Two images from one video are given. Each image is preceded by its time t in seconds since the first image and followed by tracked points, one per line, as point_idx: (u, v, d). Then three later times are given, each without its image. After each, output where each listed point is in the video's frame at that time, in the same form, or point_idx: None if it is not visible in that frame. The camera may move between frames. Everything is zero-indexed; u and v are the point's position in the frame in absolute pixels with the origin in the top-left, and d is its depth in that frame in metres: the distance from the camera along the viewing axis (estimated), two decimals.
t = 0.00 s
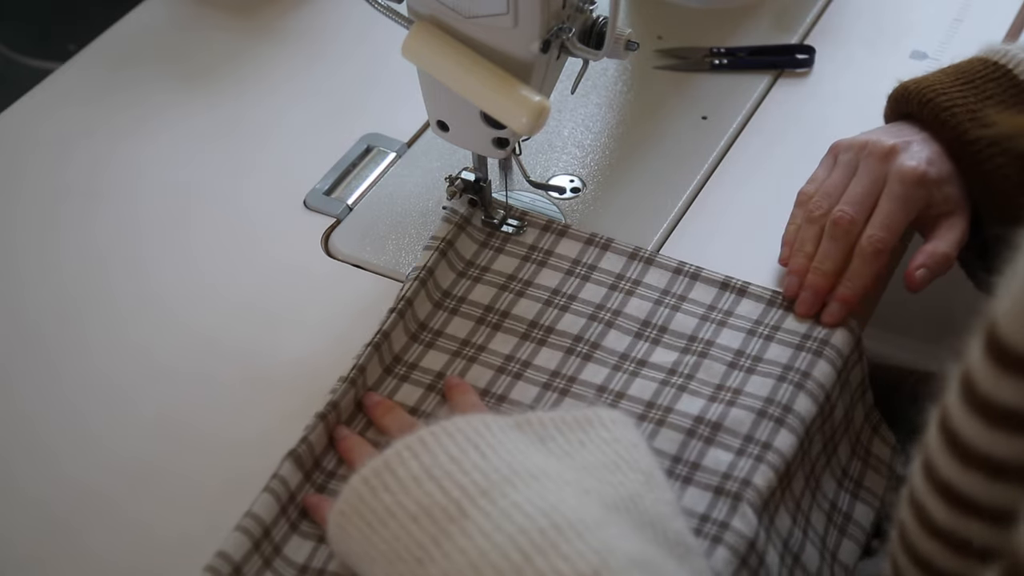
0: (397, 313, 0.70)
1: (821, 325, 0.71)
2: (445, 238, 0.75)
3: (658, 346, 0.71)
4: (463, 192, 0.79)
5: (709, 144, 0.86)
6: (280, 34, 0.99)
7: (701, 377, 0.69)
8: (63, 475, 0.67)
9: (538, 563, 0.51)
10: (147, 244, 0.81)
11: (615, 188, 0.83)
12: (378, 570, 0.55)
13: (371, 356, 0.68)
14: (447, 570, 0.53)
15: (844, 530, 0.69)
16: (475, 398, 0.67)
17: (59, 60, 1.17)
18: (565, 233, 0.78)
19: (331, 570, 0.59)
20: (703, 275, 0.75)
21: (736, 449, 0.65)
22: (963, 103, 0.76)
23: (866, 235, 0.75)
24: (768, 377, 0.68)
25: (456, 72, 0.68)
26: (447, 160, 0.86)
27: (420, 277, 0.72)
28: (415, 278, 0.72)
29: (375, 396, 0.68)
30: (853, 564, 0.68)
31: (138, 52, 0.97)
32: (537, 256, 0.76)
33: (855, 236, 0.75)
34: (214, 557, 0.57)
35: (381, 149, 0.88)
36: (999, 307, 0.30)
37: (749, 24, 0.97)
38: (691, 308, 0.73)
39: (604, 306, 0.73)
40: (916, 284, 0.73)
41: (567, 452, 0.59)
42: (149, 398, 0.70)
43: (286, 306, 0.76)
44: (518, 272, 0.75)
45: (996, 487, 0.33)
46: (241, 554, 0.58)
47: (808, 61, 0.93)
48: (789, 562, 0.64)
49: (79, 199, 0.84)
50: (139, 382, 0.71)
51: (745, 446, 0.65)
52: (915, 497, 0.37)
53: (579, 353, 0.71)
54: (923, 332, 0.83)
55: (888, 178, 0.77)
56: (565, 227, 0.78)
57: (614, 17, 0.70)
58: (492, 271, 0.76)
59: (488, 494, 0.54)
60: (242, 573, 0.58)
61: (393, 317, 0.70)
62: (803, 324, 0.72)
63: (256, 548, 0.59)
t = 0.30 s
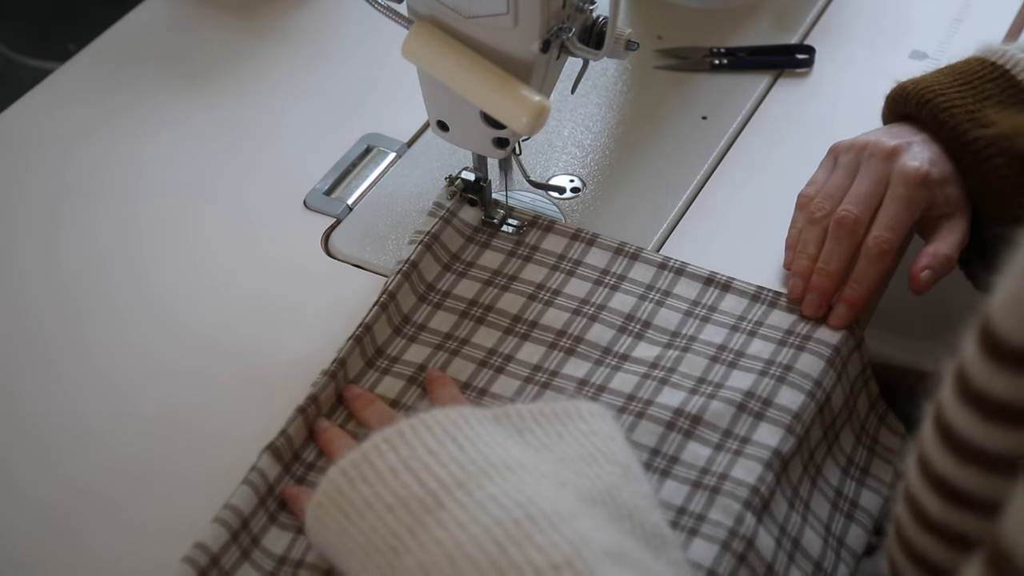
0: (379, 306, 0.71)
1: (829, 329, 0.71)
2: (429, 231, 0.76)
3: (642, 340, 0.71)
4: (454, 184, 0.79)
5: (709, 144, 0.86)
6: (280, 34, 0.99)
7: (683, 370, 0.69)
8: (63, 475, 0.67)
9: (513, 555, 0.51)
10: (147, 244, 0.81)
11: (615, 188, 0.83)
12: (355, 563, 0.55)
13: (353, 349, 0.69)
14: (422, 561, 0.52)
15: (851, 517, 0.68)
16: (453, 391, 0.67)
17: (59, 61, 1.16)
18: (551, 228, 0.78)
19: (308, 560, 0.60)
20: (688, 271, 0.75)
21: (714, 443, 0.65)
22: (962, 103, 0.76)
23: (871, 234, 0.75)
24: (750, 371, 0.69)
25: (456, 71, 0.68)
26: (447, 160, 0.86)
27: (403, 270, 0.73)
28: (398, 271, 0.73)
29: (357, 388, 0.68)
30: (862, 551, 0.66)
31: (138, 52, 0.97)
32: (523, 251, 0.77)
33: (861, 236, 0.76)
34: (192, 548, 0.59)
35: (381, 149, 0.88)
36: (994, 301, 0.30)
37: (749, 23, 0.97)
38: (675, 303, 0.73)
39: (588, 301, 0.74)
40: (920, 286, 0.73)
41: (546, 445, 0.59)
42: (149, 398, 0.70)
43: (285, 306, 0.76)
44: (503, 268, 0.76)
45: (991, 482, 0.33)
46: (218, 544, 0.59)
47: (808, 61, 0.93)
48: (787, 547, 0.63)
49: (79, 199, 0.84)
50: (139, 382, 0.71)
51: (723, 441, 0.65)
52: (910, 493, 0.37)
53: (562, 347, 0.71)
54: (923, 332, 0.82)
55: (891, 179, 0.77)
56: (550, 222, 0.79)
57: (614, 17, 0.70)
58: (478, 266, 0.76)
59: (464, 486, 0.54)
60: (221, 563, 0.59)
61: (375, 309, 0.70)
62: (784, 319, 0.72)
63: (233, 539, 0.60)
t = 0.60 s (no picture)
0: (357, 299, 0.72)
1: (828, 326, 0.72)
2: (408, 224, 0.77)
3: (618, 330, 0.73)
4: (435, 177, 0.80)
5: (709, 144, 0.86)
6: (280, 34, 0.99)
7: (658, 362, 0.71)
8: (64, 475, 0.67)
9: (487, 543, 0.53)
10: (147, 244, 0.81)
11: (615, 188, 0.83)
12: (332, 552, 0.56)
13: (331, 342, 0.70)
14: (398, 550, 0.54)
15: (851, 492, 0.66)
16: (431, 383, 0.68)
17: (59, 61, 1.17)
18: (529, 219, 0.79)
19: (285, 551, 0.61)
20: (663, 262, 0.76)
21: (690, 432, 0.66)
22: (959, 102, 0.77)
23: (870, 233, 0.75)
24: (724, 364, 0.70)
25: (456, 71, 0.68)
26: (447, 160, 0.86)
27: (381, 263, 0.74)
28: (377, 264, 0.74)
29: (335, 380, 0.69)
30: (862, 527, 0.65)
31: (138, 52, 0.97)
32: (500, 243, 0.78)
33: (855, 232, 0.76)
34: (170, 539, 0.60)
35: (381, 149, 0.88)
36: (991, 295, 0.30)
37: (749, 23, 0.97)
38: (651, 294, 0.74)
39: (565, 293, 0.75)
40: (917, 281, 0.73)
41: (524, 437, 0.61)
42: (149, 398, 0.70)
43: (285, 306, 0.76)
44: (481, 260, 0.77)
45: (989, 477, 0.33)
46: (196, 536, 0.60)
47: (808, 61, 0.93)
48: (782, 523, 0.63)
49: (80, 199, 0.84)
50: (139, 382, 0.71)
51: (699, 430, 0.67)
52: (907, 489, 0.37)
53: (539, 339, 0.72)
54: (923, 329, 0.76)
55: (888, 176, 0.77)
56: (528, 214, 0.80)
57: (614, 17, 0.70)
58: (455, 259, 0.77)
59: (441, 476, 0.56)
60: (198, 554, 0.60)
61: (353, 302, 0.71)
62: (759, 310, 0.73)
63: (211, 530, 0.61)
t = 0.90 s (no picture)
0: (334, 290, 0.73)
1: (823, 325, 0.72)
2: (385, 216, 0.78)
3: (593, 321, 0.74)
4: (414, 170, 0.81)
5: (709, 144, 0.86)
6: (280, 34, 0.99)
7: (632, 352, 0.72)
8: (66, 474, 0.67)
9: (455, 530, 0.53)
10: (148, 245, 0.81)
11: (615, 188, 0.83)
12: (302, 542, 0.57)
13: (307, 333, 0.71)
14: (366, 537, 0.54)
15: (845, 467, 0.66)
16: (406, 373, 0.70)
17: (59, 61, 1.17)
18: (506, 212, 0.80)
19: (257, 540, 0.62)
20: (640, 255, 0.77)
21: (662, 423, 0.68)
22: (956, 102, 0.76)
23: (864, 233, 0.75)
24: (697, 356, 0.71)
25: (456, 71, 0.68)
26: (447, 160, 0.86)
27: (358, 255, 0.75)
28: (354, 257, 0.75)
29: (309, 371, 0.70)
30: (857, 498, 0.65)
31: (138, 52, 0.97)
32: (477, 236, 0.79)
33: (849, 231, 0.76)
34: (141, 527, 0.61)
35: (381, 149, 0.88)
36: (987, 290, 0.30)
37: (749, 23, 0.97)
38: (626, 287, 0.75)
39: (541, 286, 0.76)
40: (911, 281, 0.73)
41: (495, 428, 0.62)
42: (149, 398, 0.71)
43: (286, 306, 0.76)
44: (458, 253, 0.78)
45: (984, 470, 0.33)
46: (169, 524, 0.61)
47: (808, 61, 0.93)
48: (760, 503, 0.64)
49: (80, 199, 0.84)
50: (139, 383, 0.72)
51: (671, 421, 0.68)
52: (903, 485, 0.37)
53: (514, 331, 0.73)
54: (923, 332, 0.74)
55: (881, 175, 0.77)
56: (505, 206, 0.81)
57: (615, 17, 0.70)
58: (433, 251, 0.78)
59: (411, 466, 0.56)
60: (170, 543, 0.61)
61: (329, 294, 0.73)
62: (734, 302, 0.74)
63: (184, 519, 0.62)
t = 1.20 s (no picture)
0: (309, 282, 0.73)
1: (816, 323, 0.72)
2: (362, 209, 0.78)
3: (567, 313, 0.74)
4: (392, 164, 0.82)
5: (709, 144, 0.86)
6: (280, 35, 0.99)
7: (604, 341, 0.72)
8: (65, 474, 0.67)
9: (421, 514, 0.53)
10: (148, 245, 0.81)
11: (615, 188, 0.83)
12: (271, 529, 0.57)
13: (281, 323, 0.71)
14: (334, 524, 0.55)
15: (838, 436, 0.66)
16: (378, 363, 0.70)
17: (59, 61, 1.17)
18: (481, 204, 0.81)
19: (226, 528, 0.62)
20: (615, 247, 0.77)
21: (632, 414, 0.68)
22: (952, 101, 0.76)
23: (857, 232, 0.75)
24: (669, 346, 0.71)
25: (456, 71, 0.68)
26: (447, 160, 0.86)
27: (334, 246, 0.75)
28: (330, 248, 0.75)
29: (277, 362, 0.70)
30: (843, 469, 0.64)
31: (139, 52, 0.97)
32: (453, 229, 0.79)
33: (842, 230, 0.76)
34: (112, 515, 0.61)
35: (381, 149, 0.88)
36: (984, 287, 0.29)
37: (749, 23, 0.97)
38: (601, 280, 0.76)
39: (516, 278, 0.76)
40: (905, 280, 0.73)
41: (462, 417, 0.62)
42: (149, 397, 0.71)
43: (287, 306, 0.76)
44: (434, 245, 0.78)
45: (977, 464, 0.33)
46: (139, 512, 0.61)
47: (808, 61, 0.92)
48: (728, 485, 0.64)
49: (80, 200, 0.84)
50: (139, 382, 0.72)
51: (640, 412, 0.68)
52: (900, 481, 0.37)
53: (488, 322, 0.73)
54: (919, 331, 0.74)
55: (874, 175, 0.77)
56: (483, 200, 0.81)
57: (614, 17, 0.70)
58: (410, 244, 0.79)
59: (377, 452, 0.57)
60: (140, 530, 0.61)
61: (305, 286, 0.73)
62: (707, 294, 0.74)
63: (154, 507, 0.62)
